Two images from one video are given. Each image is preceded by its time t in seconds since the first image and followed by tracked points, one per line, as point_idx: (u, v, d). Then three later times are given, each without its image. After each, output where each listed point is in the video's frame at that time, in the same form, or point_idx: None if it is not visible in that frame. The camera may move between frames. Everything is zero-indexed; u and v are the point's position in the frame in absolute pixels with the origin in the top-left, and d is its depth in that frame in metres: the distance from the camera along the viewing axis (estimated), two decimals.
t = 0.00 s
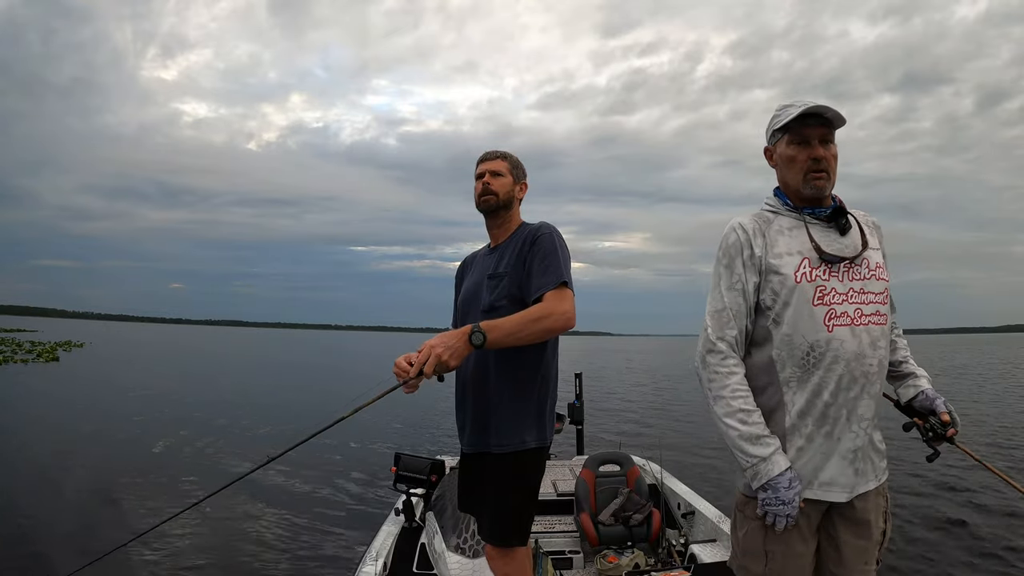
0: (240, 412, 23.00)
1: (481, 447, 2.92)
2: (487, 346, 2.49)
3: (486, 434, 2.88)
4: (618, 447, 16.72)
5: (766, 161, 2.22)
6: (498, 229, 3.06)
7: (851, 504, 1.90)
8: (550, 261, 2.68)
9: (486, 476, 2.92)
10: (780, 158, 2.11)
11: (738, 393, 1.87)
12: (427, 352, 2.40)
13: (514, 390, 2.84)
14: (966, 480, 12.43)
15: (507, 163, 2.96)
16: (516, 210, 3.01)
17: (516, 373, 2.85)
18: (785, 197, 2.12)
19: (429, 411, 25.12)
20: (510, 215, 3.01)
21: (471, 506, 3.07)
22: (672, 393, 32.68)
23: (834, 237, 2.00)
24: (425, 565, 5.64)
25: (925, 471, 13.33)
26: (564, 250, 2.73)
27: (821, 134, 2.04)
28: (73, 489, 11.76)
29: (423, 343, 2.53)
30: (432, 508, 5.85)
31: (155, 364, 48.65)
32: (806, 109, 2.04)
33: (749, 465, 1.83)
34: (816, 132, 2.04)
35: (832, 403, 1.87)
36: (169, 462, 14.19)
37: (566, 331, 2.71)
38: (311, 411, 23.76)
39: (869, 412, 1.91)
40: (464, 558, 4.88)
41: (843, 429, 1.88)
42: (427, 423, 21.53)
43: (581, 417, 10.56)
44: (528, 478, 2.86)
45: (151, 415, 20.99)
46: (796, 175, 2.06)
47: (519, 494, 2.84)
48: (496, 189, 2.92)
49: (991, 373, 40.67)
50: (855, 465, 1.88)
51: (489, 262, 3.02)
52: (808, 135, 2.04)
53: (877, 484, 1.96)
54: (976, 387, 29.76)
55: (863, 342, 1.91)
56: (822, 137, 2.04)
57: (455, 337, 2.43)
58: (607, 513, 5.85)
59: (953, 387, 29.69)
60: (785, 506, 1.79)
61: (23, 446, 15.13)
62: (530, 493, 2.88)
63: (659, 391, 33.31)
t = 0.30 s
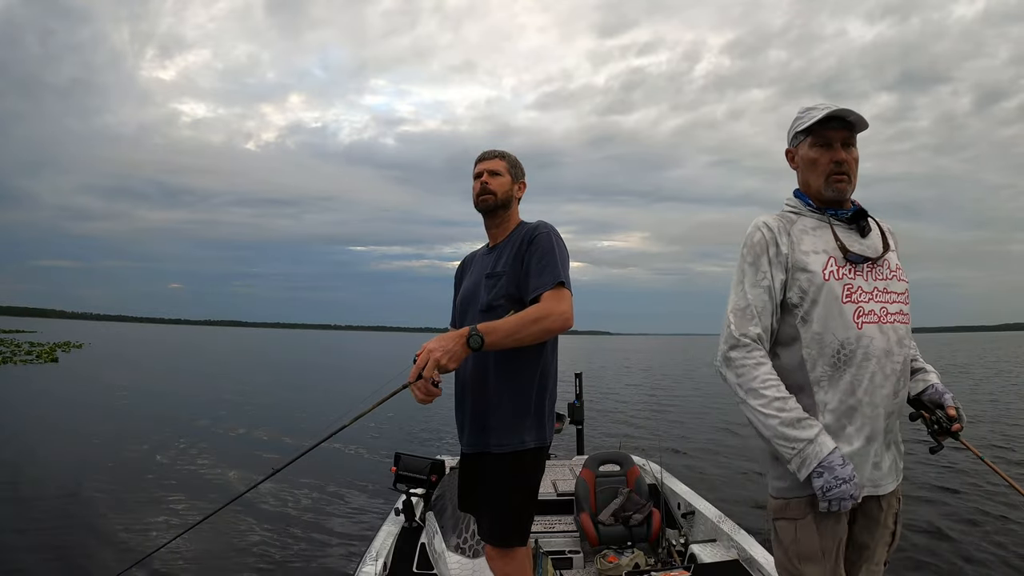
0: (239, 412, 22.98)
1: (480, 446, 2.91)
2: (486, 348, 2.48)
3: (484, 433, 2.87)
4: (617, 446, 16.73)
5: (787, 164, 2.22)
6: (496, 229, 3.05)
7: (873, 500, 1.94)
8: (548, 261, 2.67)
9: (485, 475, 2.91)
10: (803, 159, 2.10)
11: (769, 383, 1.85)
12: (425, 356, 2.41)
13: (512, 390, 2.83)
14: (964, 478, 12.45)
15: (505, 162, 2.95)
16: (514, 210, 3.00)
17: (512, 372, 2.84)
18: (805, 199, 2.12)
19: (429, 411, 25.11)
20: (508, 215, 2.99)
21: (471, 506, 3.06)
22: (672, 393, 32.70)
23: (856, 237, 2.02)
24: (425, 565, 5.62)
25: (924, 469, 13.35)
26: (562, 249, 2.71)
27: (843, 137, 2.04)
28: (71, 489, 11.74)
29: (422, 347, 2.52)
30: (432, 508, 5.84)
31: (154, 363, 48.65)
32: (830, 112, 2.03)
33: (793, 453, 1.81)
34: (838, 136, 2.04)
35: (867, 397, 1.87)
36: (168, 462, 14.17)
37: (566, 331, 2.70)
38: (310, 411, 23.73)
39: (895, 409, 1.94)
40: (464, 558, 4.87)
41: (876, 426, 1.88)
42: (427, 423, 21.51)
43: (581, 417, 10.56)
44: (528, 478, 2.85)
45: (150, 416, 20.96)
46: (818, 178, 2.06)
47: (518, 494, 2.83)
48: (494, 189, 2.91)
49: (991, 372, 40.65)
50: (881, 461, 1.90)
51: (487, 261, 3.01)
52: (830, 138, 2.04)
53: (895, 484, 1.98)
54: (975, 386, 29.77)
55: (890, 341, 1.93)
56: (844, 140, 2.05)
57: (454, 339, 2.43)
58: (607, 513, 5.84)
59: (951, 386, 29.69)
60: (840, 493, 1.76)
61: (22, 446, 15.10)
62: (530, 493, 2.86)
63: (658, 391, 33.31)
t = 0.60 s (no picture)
0: (239, 412, 22.98)
1: (479, 446, 2.91)
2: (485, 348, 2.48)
3: (483, 433, 2.87)
4: (617, 447, 16.74)
5: (801, 159, 2.22)
6: (494, 229, 3.05)
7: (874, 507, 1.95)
8: (547, 260, 2.67)
9: (485, 475, 2.91)
10: (818, 155, 2.11)
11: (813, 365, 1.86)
12: (424, 356, 2.40)
13: (510, 390, 2.83)
14: (964, 479, 12.45)
15: (503, 161, 2.94)
16: (513, 209, 3.00)
17: (511, 372, 2.84)
18: (821, 196, 2.12)
19: (429, 411, 25.12)
20: (506, 214, 2.99)
21: (471, 504, 3.07)
22: (672, 393, 32.72)
23: (874, 228, 2.05)
24: (425, 565, 5.61)
25: (923, 470, 13.36)
26: (560, 248, 2.71)
27: (860, 133, 2.05)
28: (70, 491, 11.71)
29: (420, 347, 2.51)
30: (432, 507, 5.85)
31: (154, 362, 48.67)
32: (847, 107, 2.04)
33: (866, 416, 1.80)
34: (855, 132, 2.05)
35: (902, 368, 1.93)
36: (168, 463, 14.18)
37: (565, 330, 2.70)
38: (310, 412, 23.73)
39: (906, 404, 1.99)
40: (464, 558, 4.87)
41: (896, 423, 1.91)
42: (427, 423, 21.51)
43: (581, 417, 10.56)
44: (527, 478, 2.86)
45: (149, 416, 20.93)
46: (835, 173, 2.06)
47: (518, 494, 2.83)
48: (492, 189, 2.91)
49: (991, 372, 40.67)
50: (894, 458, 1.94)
51: (485, 262, 3.00)
52: (847, 134, 2.04)
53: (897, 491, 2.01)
54: (973, 387, 29.80)
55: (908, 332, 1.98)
56: (860, 137, 2.06)
57: (451, 338, 2.43)
58: (607, 513, 5.84)
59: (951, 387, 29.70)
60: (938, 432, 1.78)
61: (22, 448, 15.09)
62: (529, 493, 2.86)
63: (658, 391, 33.31)
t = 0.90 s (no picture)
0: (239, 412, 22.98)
1: (478, 447, 2.91)
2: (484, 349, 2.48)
3: (482, 433, 2.88)
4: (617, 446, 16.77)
5: (808, 156, 2.22)
6: (493, 229, 3.06)
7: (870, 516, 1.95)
8: (544, 261, 2.68)
9: (483, 475, 2.91)
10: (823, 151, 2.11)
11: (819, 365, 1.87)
12: (423, 356, 2.40)
13: (509, 390, 2.84)
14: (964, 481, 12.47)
15: (500, 162, 2.95)
16: (511, 210, 3.01)
17: (510, 374, 2.84)
18: (829, 193, 2.12)
19: (429, 411, 25.15)
20: (505, 215, 3.00)
21: (470, 505, 3.08)
22: (672, 393, 32.78)
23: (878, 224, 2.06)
24: (425, 565, 5.62)
25: (924, 471, 13.39)
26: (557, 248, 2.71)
27: (868, 131, 2.05)
28: (70, 493, 11.71)
29: (419, 347, 2.51)
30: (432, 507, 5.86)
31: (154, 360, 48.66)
32: (855, 104, 2.03)
33: (876, 411, 1.81)
34: (862, 129, 2.05)
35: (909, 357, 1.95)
36: (169, 463, 14.19)
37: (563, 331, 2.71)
38: (310, 412, 23.76)
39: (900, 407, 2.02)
40: (464, 558, 4.87)
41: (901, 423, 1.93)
42: (427, 423, 21.54)
43: (581, 417, 10.57)
44: (526, 479, 2.85)
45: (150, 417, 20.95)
46: (840, 170, 2.07)
47: (518, 494, 2.83)
48: (491, 189, 2.92)
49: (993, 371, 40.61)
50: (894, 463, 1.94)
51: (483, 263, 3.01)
52: (856, 131, 2.04)
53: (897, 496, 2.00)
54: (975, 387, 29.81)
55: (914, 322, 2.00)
56: (868, 134, 2.05)
57: (450, 336, 2.44)
58: (607, 513, 5.84)
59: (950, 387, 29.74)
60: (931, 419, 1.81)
61: (23, 448, 15.10)
62: (529, 492, 2.86)
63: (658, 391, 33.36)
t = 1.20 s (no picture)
0: (246, 407, 23.33)
1: (458, 424, 3.69)
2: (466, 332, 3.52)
3: (461, 412, 3.67)
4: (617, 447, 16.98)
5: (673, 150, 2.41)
6: (484, 233, 3.87)
7: (811, 527, 1.95)
8: (514, 284, 3.55)
9: (461, 447, 3.68)
10: (660, 144, 2.24)
11: (698, 357, 2.09)
12: (430, 318, 3.53)
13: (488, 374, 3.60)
14: (966, 486, 12.49)
15: (492, 182, 3.78)
16: (498, 221, 3.80)
17: (484, 368, 3.62)
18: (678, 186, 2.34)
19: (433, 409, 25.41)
20: (494, 223, 3.80)
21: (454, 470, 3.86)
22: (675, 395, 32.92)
23: (776, 185, 2.10)
24: (425, 566, 5.88)
25: (921, 475, 13.47)
26: (525, 274, 3.57)
27: (663, 124, 2.20)
28: (78, 480, 12.01)
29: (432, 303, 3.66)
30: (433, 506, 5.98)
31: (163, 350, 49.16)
32: (694, 95, 2.19)
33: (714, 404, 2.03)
34: (708, 115, 2.20)
35: (838, 287, 1.81)
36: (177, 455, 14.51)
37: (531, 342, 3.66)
38: (316, 408, 24.10)
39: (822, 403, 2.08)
40: (464, 560, 5.03)
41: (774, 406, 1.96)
42: (430, 422, 21.80)
43: (581, 418, 10.77)
44: (493, 456, 3.58)
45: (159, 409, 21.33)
46: (685, 157, 2.19)
47: (492, 461, 3.57)
48: (480, 204, 3.77)
49: (1002, 383, 40.31)
50: (820, 466, 2.00)
51: (475, 270, 3.89)
52: (702, 117, 2.18)
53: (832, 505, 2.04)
54: (982, 399, 29.72)
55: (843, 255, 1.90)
56: (664, 127, 2.20)
57: (445, 317, 3.50)
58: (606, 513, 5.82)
59: (957, 399, 29.68)
60: (834, 356, 1.76)
61: (36, 437, 15.49)
62: (503, 461, 3.59)
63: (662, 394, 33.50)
